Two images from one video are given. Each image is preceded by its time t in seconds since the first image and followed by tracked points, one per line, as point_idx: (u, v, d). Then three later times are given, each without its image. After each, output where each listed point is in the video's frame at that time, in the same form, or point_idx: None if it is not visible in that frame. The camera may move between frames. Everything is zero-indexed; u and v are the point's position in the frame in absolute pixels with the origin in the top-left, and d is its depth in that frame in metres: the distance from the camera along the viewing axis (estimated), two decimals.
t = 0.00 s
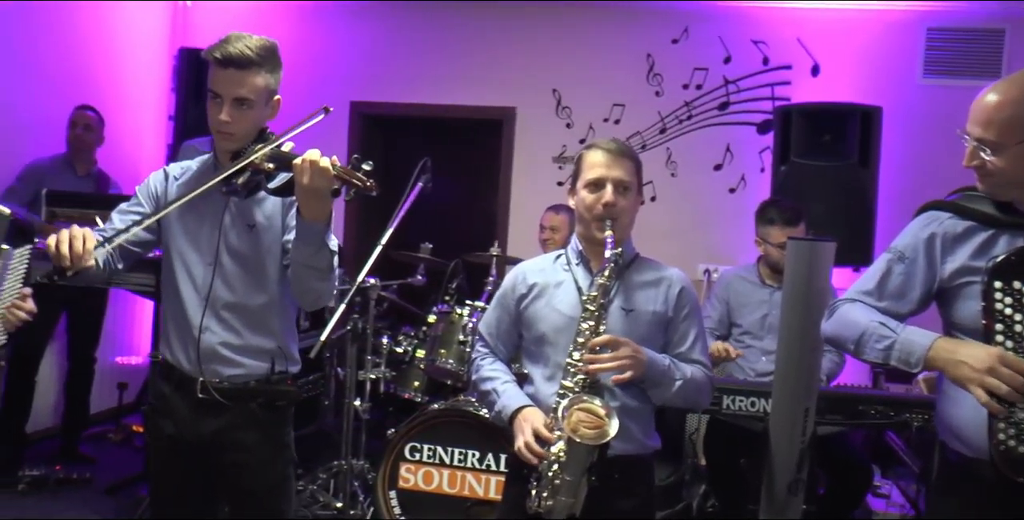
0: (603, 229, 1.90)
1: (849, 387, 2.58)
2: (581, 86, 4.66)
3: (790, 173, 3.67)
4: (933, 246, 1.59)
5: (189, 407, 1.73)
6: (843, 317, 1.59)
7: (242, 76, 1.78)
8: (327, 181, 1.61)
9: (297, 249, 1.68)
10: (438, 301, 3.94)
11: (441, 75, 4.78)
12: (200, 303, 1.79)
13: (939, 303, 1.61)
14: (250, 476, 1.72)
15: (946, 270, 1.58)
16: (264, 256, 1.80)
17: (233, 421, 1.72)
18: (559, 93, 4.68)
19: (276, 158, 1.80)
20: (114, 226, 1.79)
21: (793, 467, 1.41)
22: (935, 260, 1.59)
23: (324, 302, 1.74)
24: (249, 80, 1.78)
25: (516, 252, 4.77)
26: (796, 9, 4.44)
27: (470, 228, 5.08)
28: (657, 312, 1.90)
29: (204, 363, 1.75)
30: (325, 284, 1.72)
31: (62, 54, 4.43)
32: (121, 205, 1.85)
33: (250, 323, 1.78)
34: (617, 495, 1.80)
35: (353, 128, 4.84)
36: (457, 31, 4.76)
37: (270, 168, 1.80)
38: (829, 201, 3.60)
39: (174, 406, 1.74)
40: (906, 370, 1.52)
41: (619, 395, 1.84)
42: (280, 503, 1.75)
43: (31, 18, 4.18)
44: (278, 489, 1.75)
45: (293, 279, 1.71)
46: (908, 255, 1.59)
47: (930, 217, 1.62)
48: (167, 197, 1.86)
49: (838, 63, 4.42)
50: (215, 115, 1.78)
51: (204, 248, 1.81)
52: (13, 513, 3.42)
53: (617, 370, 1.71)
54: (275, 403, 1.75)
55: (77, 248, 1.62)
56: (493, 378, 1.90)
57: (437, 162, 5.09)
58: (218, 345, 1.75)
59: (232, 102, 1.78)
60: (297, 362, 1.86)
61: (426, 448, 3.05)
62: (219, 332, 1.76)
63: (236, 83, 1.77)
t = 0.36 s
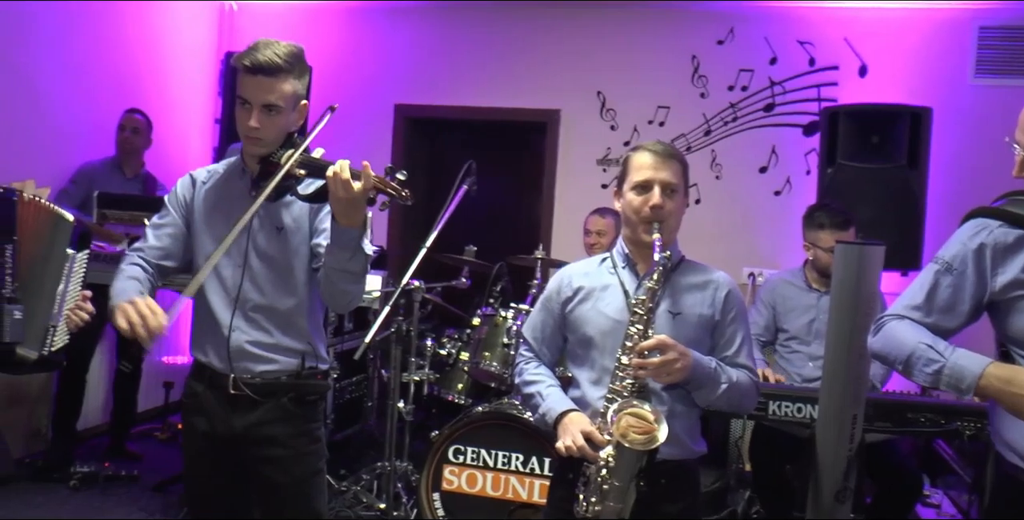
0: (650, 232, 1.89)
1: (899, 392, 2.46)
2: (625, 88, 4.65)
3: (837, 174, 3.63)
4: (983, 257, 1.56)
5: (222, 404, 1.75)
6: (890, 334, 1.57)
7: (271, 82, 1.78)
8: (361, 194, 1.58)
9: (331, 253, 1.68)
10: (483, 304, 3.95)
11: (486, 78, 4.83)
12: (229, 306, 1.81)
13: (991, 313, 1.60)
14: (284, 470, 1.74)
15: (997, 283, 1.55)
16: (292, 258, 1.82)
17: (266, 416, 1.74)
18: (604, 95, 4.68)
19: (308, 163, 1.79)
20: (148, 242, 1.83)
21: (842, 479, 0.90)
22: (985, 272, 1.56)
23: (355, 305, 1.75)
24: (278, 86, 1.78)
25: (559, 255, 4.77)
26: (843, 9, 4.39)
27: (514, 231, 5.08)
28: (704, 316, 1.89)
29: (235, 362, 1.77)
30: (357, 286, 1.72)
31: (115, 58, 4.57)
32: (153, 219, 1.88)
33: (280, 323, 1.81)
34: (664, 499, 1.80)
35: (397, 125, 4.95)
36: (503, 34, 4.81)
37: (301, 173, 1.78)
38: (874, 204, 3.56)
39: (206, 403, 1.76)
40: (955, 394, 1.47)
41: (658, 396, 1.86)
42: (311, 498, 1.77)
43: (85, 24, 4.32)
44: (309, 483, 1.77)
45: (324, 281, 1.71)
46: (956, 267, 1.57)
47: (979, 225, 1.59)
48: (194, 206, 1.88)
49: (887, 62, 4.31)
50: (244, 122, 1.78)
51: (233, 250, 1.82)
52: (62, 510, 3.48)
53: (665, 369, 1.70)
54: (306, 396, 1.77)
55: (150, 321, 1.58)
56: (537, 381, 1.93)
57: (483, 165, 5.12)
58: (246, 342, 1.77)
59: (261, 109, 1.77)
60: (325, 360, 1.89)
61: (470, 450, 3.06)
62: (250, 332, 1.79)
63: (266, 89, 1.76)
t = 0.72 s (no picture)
0: (691, 238, 1.88)
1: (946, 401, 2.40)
2: (665, 90, 4.63)
3: (880, 176, 3.58)
4: None
5: (261, 404, 1.76)
6: (936, 344, 1.54)
7: (304, 88, 1.79)
8: (398, 196, 1.56)
9: (365, 255, 1.68)
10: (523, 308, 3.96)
11: (526, 81, 4.84)
12: (266, 308, 1.82)
13: None
14: (324, 468, 1.74)
15: None
16: (328, 262, 1.82)
17: (305, 416, 1.74)
18: (644, 97, 4.66)
19: (342, 167, 1.78)
20: (185, 244, 1.86)
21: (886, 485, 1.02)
22: None
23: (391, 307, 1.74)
24: (311, 92, 1.79)
25: (597, 258, 4.76)
26: (887, 9, 4.32)
27: (554, 234, 5.08)
28: (745, 322, 1.87)
29: (273, 362, 1.78)
30: (392, 289, 1.72)
31: (161, 64, 4.67)
32: (192, 223, 1.91)
33: (317, 325, 1.81)
34: (705, 506, 1.79)
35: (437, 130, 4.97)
36: (543, 37, 4.81)
37: (336, 179, 1.78)
38: (918, 206, 3.49)
39: (245, 404, 1.77)
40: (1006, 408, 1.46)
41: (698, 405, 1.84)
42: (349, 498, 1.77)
43: (130, 32, 4.42)
44: (347, 482, 1.77)
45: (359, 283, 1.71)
46: (1005, 276, 1.57)
47: None
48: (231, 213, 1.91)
49: (931, 63, 4.27)
50: (279, 127, 1.80)
51: (270, 254, 1.85)
52: (107, 511, 3.55)
53: (704, 378, 1.68)
54: (343, 397, 1.78)
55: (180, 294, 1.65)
56: (577, 390, 1.94)
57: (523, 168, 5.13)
58: (285, 344, 1.79)
59: (293, 113, 1.79)
60: (362, 360, 1.89)
61: (511, 454, 3.05)
62: (288, 334, 1.80)
63: (298, 94, 1.78)
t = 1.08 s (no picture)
0: (738, 238, 1.87)
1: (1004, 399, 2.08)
2: (709, 90, 4.60)
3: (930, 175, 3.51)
4: None
5: (313, 405, 1.77)
6: (993, 351, 1.62)
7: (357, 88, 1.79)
8: (452, 196, 1.59)
9: (423, 257, 1.68)
10: (568, 309, 3.95)
11: (568, 83, 4.85)
12: (317, 310, 1.82)
13: None
14: (375, 467, 1.77)
15: None
16: (380, 263, 1.82)
17: (357, 416, 1.76)
18: (688, 97, 4.63)
19: (397, 170, 1.78)
20: (236, 253, 1.89)
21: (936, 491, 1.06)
22: None
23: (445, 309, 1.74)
24: (364, 91, 1.79)
25: (641, 260, 4.75)
26: (936, 6, 4.24)
27: (597, 236, 5.06)
28: (794, 323, 1.85)
29: (323, 364, 1.78)
30: (445, 290, 1.71)
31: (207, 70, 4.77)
32: (240, 229, 1.93)
33: (370, 326, 1.81)
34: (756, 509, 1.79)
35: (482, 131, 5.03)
36: (586, 39, 4.81)
37: (390, 181, 1.78)
38: (971, 206, 3.42)
39: (297, 406, 1.79)
40: None
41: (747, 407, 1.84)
42: (399, 497, 1.79)
43: (176, 38, 4.53)
44: (397, 481, 1.79)
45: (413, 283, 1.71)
46: None
47: None
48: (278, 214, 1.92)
49: (983, 59, 4.18)
50: (339, 131, 1.79)
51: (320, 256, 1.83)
52: (156, 509, 3.61)
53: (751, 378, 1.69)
54: (394, 397, 1.79)
55: (275, 321, 1.60)
56: (624, 390, 1.92)
57: (566, 169, 5.12)
58: (336, 347, 1.78)
59: (353, 114, 1.78)
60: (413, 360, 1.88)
61: (555, 456, 3.05)
62: (339, 335, 1.79)
63: (353, 95, 1.77)
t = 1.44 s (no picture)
0: (789, 240, 1.86)
1: None
2: (754, 92, 4.56)
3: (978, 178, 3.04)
4: None
5: (372, 411, 1.78)
6: None
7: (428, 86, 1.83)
8: (527, 199, 1.57)
9: (491, 258, 1.65)
10: (614, 312, 3.94)
11: (611, 86, 4.84)
12: (379, 315, 1.81)
13: None
14: (435, 475, 1.77)
15: None
16: (444, 264, 1.81)
17: (416, 423, 1.76)
18: (733, 99, 4.60)
19: (466, 171, 1.86)
20: (294, 255, 1.85)
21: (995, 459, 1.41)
22: None
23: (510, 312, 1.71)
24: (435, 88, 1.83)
25: (686, 263, 4.72)
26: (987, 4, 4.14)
27: (642, 238, 5.04)
28: (843, 326, 1.84)
29: (385, 369, 1.78)
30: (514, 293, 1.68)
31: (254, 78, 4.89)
32: (299, 231, 1.90)
33: (431, 330, 1.80)
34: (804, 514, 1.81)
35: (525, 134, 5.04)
36: (629, 41, 4.80)
37: (460, 182, 1.84)
38: None
39: (357, 410, 1.79)
40: None
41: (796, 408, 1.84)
42: (458, 500, 1.79)
43: (221, 46, 4.64)
44: (454, 489, 1.79)
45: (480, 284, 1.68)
46: None
47: None
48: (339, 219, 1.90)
49: None
50: (417, 130, 1.80)
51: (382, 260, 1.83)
52: (202, 508, 3.66)
53: (806, 382, 1.67)
54: (454, 404, 1.79)
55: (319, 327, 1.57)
56: (669, 392, 1.92)
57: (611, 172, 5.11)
58: (399, 353, 1.78)
59: (429, 112, 1.81)
60: (472, 366, 1.87)
61: (600, 459, 3.04)
62: (402, 341, 1.79)
63: (425, 91, 1.81)
